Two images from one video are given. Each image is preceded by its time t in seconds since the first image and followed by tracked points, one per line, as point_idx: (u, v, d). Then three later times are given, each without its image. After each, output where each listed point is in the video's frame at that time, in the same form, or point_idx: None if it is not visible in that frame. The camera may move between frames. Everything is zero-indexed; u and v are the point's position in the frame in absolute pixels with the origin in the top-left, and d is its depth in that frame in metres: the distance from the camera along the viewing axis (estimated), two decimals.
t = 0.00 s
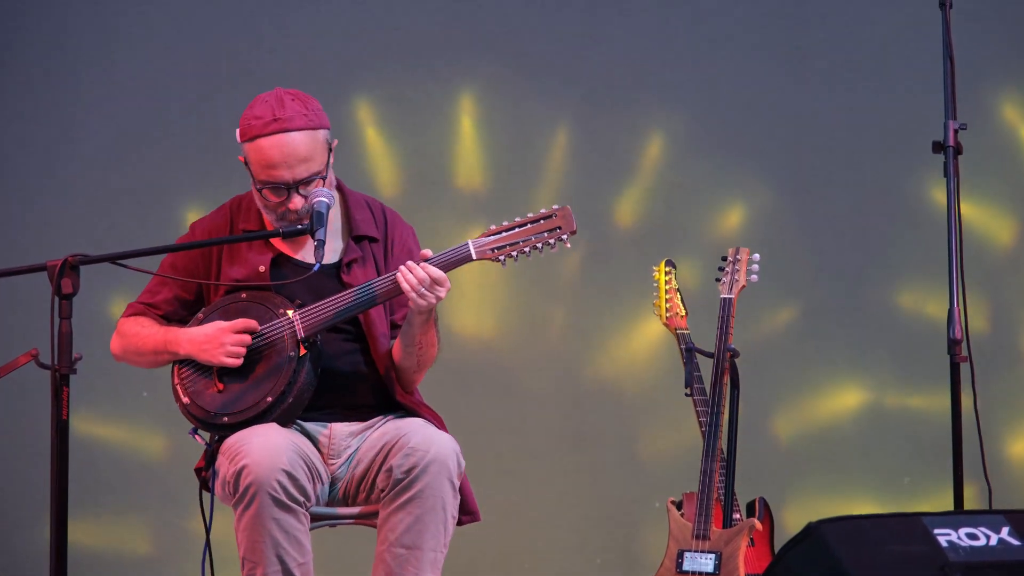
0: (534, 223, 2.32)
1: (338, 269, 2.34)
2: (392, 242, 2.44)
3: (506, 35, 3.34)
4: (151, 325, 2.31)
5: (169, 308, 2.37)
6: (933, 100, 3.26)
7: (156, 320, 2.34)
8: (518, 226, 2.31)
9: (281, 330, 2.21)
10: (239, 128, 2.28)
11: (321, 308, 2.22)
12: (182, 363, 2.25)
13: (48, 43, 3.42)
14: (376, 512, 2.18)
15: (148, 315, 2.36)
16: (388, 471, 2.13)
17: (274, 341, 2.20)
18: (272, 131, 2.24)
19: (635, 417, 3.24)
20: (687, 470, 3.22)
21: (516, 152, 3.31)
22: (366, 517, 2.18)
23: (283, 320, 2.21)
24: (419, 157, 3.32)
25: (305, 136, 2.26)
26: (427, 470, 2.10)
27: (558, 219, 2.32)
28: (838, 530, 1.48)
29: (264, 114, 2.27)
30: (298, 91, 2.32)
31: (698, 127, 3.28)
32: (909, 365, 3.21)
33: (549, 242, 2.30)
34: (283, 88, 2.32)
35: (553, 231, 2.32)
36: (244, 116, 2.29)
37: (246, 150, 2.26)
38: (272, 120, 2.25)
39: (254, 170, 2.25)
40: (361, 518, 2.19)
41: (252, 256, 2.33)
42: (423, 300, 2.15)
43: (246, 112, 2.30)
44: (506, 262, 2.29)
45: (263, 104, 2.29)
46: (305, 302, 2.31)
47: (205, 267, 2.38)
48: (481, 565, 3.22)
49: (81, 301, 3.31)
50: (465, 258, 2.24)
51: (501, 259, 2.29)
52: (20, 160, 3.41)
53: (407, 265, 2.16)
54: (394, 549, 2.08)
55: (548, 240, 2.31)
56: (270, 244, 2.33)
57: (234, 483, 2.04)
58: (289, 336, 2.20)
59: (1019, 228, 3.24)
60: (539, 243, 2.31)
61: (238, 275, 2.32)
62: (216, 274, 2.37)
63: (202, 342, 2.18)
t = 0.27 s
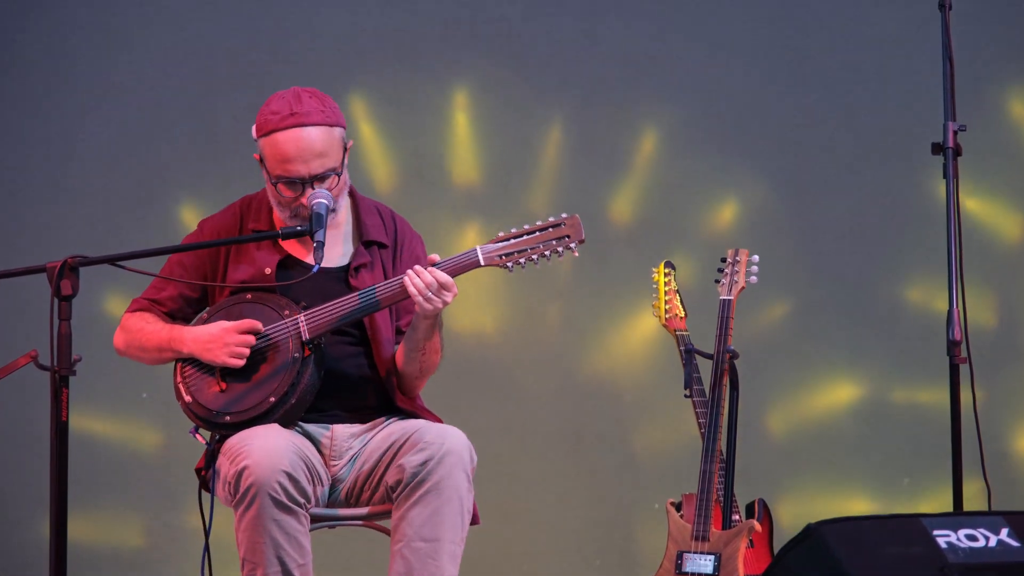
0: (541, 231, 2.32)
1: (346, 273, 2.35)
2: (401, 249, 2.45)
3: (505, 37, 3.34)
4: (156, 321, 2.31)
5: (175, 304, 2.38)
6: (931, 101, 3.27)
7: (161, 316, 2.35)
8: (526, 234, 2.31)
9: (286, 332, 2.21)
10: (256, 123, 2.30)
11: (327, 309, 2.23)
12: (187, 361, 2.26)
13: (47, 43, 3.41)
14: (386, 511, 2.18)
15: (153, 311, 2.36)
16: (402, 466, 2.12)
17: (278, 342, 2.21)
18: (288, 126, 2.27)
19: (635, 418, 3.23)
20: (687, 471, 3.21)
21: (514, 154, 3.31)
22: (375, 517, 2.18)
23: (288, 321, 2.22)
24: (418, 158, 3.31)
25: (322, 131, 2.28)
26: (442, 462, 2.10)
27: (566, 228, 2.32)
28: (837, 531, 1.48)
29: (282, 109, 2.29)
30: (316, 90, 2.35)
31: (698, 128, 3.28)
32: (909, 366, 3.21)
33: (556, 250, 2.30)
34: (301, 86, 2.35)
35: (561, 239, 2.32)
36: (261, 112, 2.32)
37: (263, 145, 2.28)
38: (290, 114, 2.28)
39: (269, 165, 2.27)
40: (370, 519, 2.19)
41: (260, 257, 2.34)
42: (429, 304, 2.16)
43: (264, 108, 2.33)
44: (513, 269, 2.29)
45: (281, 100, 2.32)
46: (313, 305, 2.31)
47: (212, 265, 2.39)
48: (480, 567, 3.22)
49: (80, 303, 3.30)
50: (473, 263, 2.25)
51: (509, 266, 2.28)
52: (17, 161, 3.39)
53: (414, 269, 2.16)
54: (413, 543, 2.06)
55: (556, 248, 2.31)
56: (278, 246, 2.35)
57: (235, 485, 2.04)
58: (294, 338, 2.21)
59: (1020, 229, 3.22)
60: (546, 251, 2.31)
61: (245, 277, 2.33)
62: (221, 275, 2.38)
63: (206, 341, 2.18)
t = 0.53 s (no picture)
0: (551, 243, 2.32)
1: (351, 273, 2.35)
2: (407, 251, 2.45)
3: (504, 38, 3.34)
4: (158, 317, 2.31)
5: (178, 301, 2.38)
6: (931, 102, 3.26)
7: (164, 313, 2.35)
8: (535, 245, 2.31)
9: (291, 332, 2.21)
10: (268, 112, 2.33)
11: (331, 313, 2.23)
12: (188, 359, 2.26)
13: (47, 44, 3.41)
14: (389, 511, 2.18)
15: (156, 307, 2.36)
16: (406, 473, 2.12)
17: (281, 343, 2.21)
18: (299, 113, 2.29)
19: (635, 418, 3.23)
20: (687, 471, 3.21)
21: (514, 155, 3.31)
22: (379, 516, 2.19)
23: (291, 322, 2.22)
24: (418, 159, 3.31)
25: (333, 119, 2.30)
26: (446, 465, 2.10)
27: (575, 241, 2.32)
28: (838, 531, 1.48)
29: (294, 98, 2.32)
30: (327, 81, 2.38)
31: (698, 129, 3.28)
32: (909, 366, 3.21)
33: (565, 263, 2.30)
34: (313, 77, 2.38)
35: (570, 252, 2.31)
36: (273, 102, 2.35)
37: (274, 133, 2.31)
38: (301, 103, 2.30)
39: (280, 152, 2.29)
40: (373, 519, 2.20)
41: (267, 256, 2.34)
42: (436, 311, 2.15)
43: (276, 98, 2.36)
44: (521, 280, 2.29)
45: (292, 90, 2.35)
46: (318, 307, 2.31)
47: (216, 263, 2.39)
48: (481, 567, 3.22)
49: (79, 304, 3.29)
50: (480, 272, 2.26)
51: (517, 277, 2.28)
52: (17, 161, 3.39)
53: (421, 276, 2.15)
54: (423, 547, 2.05)
55: (564, 261, 2.31)
56: (285, 244, 2.35)
57: (235, 485, 2.04)
58: (297, 339, 2.21)
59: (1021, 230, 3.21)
60: (555, 263, 2.31)
61: (250, 277, 2.33)
62: (225, 274, 2.38)
63: (207, 340, 2.18)
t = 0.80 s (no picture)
0: (556, 252, 2.32)
1: (354, 274, 2.35)
2: (411, 254, 2.45)
3: (503, 38, 3.33)
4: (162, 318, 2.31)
5: (183, 304, 2.37)
6: (931, 102, 3.26)
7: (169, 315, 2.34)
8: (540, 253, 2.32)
9: (293, 332, 2.21)
10: (270, 117, 2.33)
11: (333, 314, 2.24)
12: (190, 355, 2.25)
13: (47, 44, 3.41)
14: (389, 511, 2.18)
15: (161, 311, 2.36)
16: (404, 475, 2.12)
17: (281, 343, 2.21)
18: (301, 118, 2.29)
19: (635, 418, 3.23)
20: (686, 471, 3.21)
21: (513, 154, 3.30)
22: (381, 516, 2.18)
23: (293, 323, 2.22)
24: (418, 159, 3.31)
25: (335, 125, 2.30)
26: (443, 465, 2.10)
27: (581, 250, 2.32)
28: (837, 532, 1.48)
29: (295, 103, 2.32)
30: (329, 88, 2.39)
31: (698, 129, 3.28)
32: (909, 365, 3.21)
33: (569, 271, 2.30)
34: (315, 84, 2.39)
35: (575, 261, 2.31)
36: (275, 108, 2.35)
37: (275, 138, 2.30)
38: (303, 108, 2.31)
39: (280, 157, 2.28)
40: (373, 519, 2.19)
41: (270, 256, 2.34)
42: (439, 316, 2.15)
43: (278, 104, 2.36)
44: (526, 287, 2.30)
45: (294, 96, 2.35)
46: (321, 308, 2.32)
47: (218, 263, 2.39)
48: (481, 567, 3.22)
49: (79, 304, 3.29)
50: (484, 278, 2.26)
51: (520, 284, 2.29)
52: (17, 161, 3.39)
53: (425, 280, 2.15)
54: (425, 548, 2.05)
55: (569, 269, 2.31)
56: (288, 244, 2.35)
57: (234, 485, 2.04)
58: (298, 339, 2.21)
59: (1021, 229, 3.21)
60: (559, 271, 2.31)
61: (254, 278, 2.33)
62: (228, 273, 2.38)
63: (202, 325, 2.17)
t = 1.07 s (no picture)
0: (550, 239, 2.35)
1: (357, 267, 2.36)
2: (413, 250, 2.45)
3: (504, 38, 3.33)
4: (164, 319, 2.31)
5: (186, 303, 2.37)
6: (931, 103, 3.26)
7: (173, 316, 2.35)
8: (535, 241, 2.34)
9: (291, 330, 2.22)
10: (267, 109, 2.36)
11: (331, 311, 2.24)
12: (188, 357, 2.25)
13: (46, 44, 3.40)
14: (387, 513, 2.17)
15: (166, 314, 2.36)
16: (404, 461, 2.12)
17: (280, 341, 2.21)
18: (296, 107, 2.31)
19: (635, 419, 3.23)
20: (686, 471, 3.21)
21: (513, 155, 3.30)
22: (376, 518, 2.18)
23: (292, 321, 2.22)
24: (418, 159, 3.31)
25: (330, 112, 2.32)
26: (444, 455, 2.10)
27: (574, 237, 2.35)
28: (837, 532, 1.48)
29: (290, 92, 2.35)
30: (324, 76, 2.41)
31: (699, 130, 3.28)
32: (909, 365, 3.21)
33: (564, 258, 2.33)
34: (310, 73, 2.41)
35: (569, 248, 2.34)
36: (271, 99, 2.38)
37: (273, 128, 2.33)
38: (297, 97, 2.33)
39: (278, 146, 2.31)
40: (370, 520, 2.19)
41: (270, 251, 2.36)
42: (435, 308, 2.16)
43: (274, 94, 2.39)
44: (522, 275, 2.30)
45: (290, 85, 2.38)
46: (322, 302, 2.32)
47: (222, 261, 2.40)
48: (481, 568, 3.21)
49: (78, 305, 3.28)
50: (480, 268, 2.27)
51: (516, 272, 2.30)
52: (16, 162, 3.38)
53: (420, 273, 2.16)
54: (415, 537, 2.06)
55: (564, 257, 2.34)
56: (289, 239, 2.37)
57: (235, 485, 2.04)
58: (297, 337, 2.21)
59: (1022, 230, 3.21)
60: (554, 259, 2.34)
61: (256, 276, 2.34)
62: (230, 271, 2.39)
63: (194, 327, 2.16)
